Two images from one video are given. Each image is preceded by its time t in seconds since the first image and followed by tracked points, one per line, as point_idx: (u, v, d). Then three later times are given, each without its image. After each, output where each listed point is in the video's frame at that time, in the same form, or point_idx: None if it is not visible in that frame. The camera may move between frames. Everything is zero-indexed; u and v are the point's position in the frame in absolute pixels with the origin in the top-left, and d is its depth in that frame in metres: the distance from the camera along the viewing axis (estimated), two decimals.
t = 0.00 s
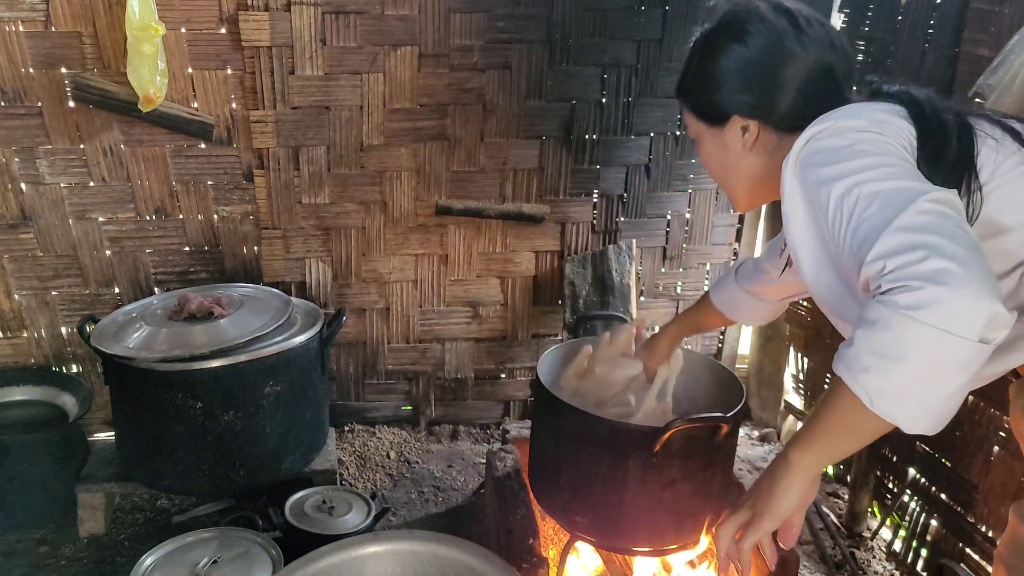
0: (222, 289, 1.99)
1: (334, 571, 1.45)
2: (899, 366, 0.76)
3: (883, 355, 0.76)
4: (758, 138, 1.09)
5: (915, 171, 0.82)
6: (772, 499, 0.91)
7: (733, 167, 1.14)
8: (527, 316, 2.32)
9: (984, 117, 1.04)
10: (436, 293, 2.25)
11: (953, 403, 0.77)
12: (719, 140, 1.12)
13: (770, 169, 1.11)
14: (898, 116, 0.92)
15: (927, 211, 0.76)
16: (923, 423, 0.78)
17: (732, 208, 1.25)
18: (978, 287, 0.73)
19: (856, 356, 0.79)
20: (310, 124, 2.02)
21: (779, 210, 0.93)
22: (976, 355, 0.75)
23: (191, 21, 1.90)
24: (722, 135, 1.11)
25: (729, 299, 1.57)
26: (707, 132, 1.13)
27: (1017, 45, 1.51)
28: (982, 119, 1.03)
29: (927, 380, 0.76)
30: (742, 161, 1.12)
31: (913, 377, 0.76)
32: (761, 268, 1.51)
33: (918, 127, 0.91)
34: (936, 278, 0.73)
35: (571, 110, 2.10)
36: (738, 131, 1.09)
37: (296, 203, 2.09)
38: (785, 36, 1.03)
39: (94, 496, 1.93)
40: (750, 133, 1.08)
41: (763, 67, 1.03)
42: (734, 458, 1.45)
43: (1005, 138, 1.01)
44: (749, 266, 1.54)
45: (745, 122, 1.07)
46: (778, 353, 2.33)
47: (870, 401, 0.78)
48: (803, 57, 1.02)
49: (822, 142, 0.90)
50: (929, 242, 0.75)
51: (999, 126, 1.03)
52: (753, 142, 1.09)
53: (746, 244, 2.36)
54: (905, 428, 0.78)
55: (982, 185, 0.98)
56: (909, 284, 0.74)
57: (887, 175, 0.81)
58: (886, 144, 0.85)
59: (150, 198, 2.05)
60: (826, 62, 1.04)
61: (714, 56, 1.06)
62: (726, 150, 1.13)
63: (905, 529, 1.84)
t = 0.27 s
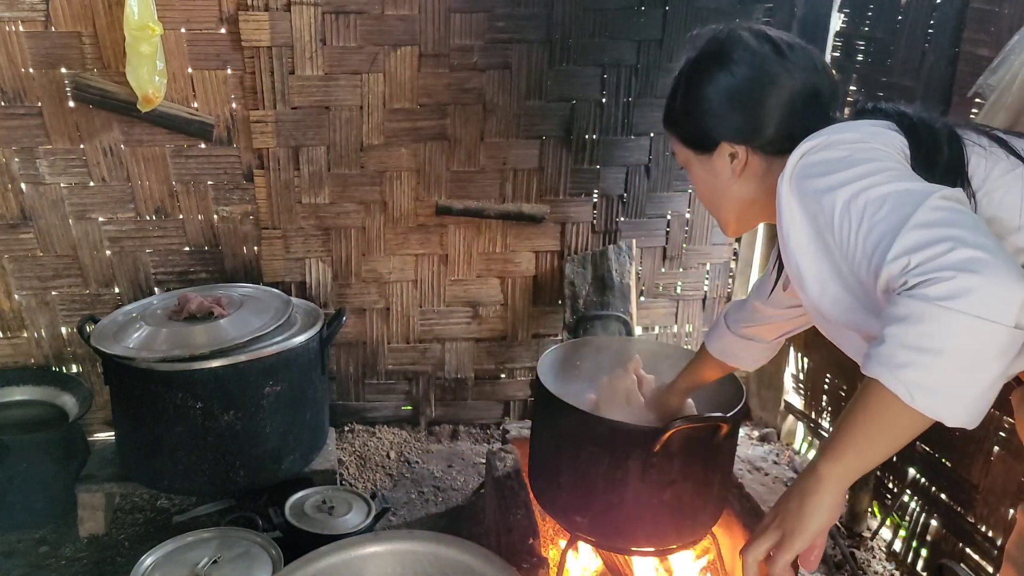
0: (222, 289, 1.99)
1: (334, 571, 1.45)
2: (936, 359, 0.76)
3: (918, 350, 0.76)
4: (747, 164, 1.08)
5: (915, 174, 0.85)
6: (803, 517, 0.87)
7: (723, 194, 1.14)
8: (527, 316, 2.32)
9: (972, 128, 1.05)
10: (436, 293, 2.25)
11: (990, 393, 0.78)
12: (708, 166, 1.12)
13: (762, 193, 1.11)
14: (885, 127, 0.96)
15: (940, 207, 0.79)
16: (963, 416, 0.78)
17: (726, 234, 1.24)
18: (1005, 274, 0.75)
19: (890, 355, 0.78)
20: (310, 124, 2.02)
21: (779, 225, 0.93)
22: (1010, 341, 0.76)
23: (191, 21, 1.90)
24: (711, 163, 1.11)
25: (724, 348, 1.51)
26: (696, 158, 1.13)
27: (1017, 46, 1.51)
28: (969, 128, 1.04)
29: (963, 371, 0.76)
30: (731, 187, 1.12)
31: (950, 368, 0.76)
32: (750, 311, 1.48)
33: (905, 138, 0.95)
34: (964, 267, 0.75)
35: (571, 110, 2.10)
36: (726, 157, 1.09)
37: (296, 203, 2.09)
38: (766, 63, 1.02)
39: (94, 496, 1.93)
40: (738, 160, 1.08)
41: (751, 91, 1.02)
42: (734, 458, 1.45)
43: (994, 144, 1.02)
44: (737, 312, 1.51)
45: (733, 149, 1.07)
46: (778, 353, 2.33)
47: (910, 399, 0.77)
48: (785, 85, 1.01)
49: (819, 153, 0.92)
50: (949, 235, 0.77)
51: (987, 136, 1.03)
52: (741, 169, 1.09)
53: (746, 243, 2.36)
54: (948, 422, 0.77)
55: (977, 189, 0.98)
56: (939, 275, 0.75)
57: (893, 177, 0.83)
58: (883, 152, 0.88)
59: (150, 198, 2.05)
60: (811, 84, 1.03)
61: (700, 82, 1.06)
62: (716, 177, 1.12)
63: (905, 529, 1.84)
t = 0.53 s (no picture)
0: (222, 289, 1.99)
1: (334, 571, 1.45)
2: (951, 364, 0.76)
3: (932, 355, 0.76)
4: (747, 168, 1.09)
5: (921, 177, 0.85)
6: (817, 527, 0.86)
7: (723, 197, 1.15)
8: (527, 316, 2.32)
9: (973, 131, 1.05)
10: (436, 293, 2.25)
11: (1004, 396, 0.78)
12: (709, 169, 1.13)
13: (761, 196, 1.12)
14: (889, 129, 0.96)
15: (949, 212, 0.79)
16: (977, 420, 0.78)
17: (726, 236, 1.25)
18: (1016, 276, 0.75)
19: (903, 361, 0.78)
20: (310, 124, 2.02)
21: (784, 231, 0.93)
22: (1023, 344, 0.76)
23: (191, 21, 1.90)
24: (711, 167, 1.12)
25: (734, 346, 1.50)
26: (696, 161, 1.14)
27: (1017, 46, 1.51)
28: (970, 131, 1.04)
29: (977, 375, 0.76)
30: (731, 190, 1.13)
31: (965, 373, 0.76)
32: (758, 310, 1.45)
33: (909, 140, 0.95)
34: (975, 272, 0.75)
35: (570, 110, 2.10)
36: (727, 160, 1.10)
37: (296, 203, 2.09)
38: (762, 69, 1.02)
39: (94, 496, 1.93)
40: (738, 163, 1.09)
41: (749, 97, 1.02)
42: (734, 458, 1.45)
43: (995, 147, 1.02)
44: (746, 309, 1.48)
45: (733, 153, 1.08)
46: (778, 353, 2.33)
47: (926, 404, 0.77)
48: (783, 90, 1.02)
49: (824, 158, 0.92)
50: (959, 239, 0.77)
51: (989, 138, 1.03)
52: (742, 172, 1.10)
53: (746, 243, 2.34)
54: (964, 427, 0.77)
55: (979, 193, 0.98)
56: (952, 280, 0.75)
57: (900, 182, 0.83)
58: (888, 155, 0.88)
59: (150, 198, 2.05)
60: (810, 88, 1.03)
61: (699, 87, 1.06)
62: (716, 181, 1.14)
63: (905, 529, 1.84)
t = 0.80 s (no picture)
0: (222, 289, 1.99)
1: (334, 571, 1.45)
2: (960, 371, 0.75)
3: (941, 360, 0.76)
4: (753, 153, 1.09)
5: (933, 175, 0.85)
6: (822, 541, 0.84)
7: (729, 182, 1.15)
8: (527, 316, 2.32)
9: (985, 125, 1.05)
10: (436, 293, 2.25)
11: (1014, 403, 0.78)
12: (714, 155, 1.13)
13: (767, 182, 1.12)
14: (900, 121, 0.95)
15: (961, 214, 0.79)
16: (985, 426, 0.78)
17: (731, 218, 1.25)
18: None
19: (912, 366, 0.78)
20: (310, 124, 2.02)
21: (794, 226, 0.94)
22: None
23: (191, 22, 1.90)
24: (717, 153, 1.12)
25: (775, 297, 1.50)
26: (701, 148, 1.14)
27: (1017, 46, 1.51)
28: (980, 126, 1.04)
29: (987, 381, 0.76)
30: (737, 175, 1.13)
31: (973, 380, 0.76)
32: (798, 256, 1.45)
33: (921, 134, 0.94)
34: (986, 278, 0.75)
35: (570, 110, 2.10)
36: (733, 146, 1.10)
37: (296, 203, 2.09)
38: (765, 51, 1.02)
39: (94, 496, 1.93)
40: (744, 148, 1.09)
41: (749, 84, 1.02)
42: (734, 458, 1.45)
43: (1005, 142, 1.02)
44: (790, 259, 1.48)
45: (739, 139, 1.08)
46: (778, 353, 2.33)
47: (934, 412, 0.77)
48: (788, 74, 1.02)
49: (835, 151, 0.91)
50: (970, 243, 0.77)
51: (998, 134, 1.03)
52: (748, 158, 1.10)
53: (746, 243, 2.35)
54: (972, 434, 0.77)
55: (990, 191, 0.99)
56: (962, 286, 0.75)
57: (912, 180, 0.83)
58: (900, 151, 0.88)
59: (150, 199, 2.05)
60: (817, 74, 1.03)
61: (700, 80, 1.06)
62: (722, 166, 1.13)
63: (905, 529, 1.84)
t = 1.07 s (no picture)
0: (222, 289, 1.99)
1: (333, 571, 1.45)
2: (978, 377, 0.75)
3: (958, 369, 0.76)
4: (760, 167, 1.09)
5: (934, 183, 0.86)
6: (845, 557, 0.82)
7: (734, 194, 1.15)
8: (527, 316, 2.32)
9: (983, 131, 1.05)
10: (436, 293, 2.25)
11: None
12: (720, 167, 1.13)
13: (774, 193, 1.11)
14: (895, 131, 0.96)
15: (967, 220, 0.79)
16: (1003, 432, 0.77)
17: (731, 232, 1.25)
18: None
19: (930, 375, 0.77)
20: (310, 124, 2.02)
21: (797, 238, 0.93)
22: None
23: (191, 22, 1.90)
24: (723, 164, 1.12)
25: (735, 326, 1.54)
26: (707, 160, 1.14)
27: (1017, 46, 1.51)
28: (979, 131, 1.04)
29: (1004, 387, 0.76)
30: (743, 187, 1.13)
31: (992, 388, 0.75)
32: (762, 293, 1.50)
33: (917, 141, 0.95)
34: (998, 284, 0.75)
35: (570, 110, 2.10)
36: (740, 158, 1.09)
37: (296, 203, 2.09)
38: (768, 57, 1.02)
39: (94, 496, 1.93)
40: (751, 161, 1.09)
41: (752, 90, 1.03)
42: (734, 458, 1.45)
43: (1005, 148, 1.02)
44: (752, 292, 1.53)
45: (746, 150, 1.08)
46: (778, 353, 2.33)
47: (956, 420, 0.76)
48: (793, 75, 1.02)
49: (835, 162, 0.92)
50: (979, 250, 0.77)
51: (999, 139, 1.03)
52: (754, 171, 1.10)
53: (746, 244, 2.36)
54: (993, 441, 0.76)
55: (993, 196, 0.99)
56: (975, 293, 0.75)
57: (915, 188, 0.83)
58: (901, 160, 0.88)
59: (150, 199, 2.05)
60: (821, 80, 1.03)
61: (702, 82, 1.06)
62: (727, 178, 1.13)
63: (905, 529, 1.84)
